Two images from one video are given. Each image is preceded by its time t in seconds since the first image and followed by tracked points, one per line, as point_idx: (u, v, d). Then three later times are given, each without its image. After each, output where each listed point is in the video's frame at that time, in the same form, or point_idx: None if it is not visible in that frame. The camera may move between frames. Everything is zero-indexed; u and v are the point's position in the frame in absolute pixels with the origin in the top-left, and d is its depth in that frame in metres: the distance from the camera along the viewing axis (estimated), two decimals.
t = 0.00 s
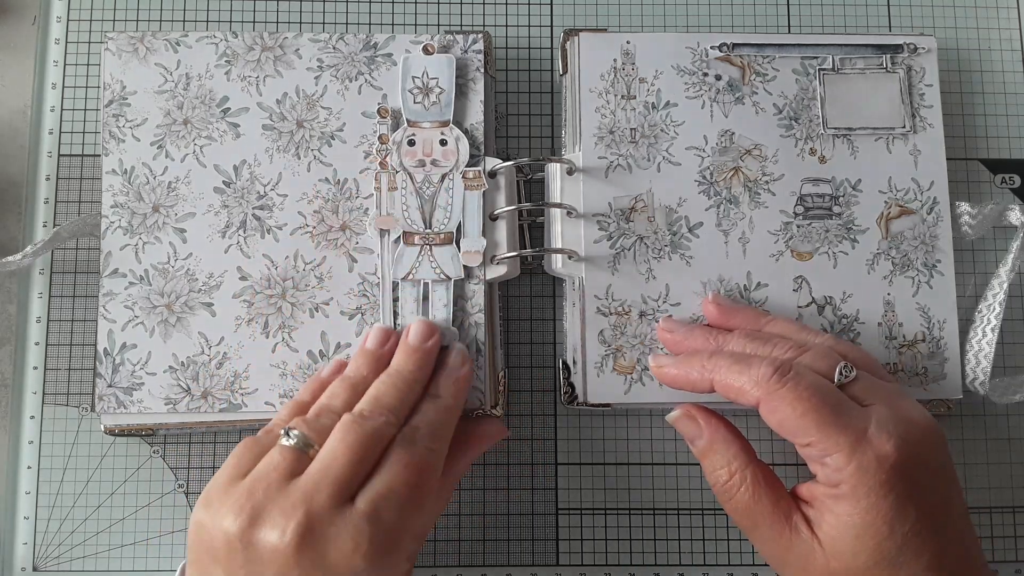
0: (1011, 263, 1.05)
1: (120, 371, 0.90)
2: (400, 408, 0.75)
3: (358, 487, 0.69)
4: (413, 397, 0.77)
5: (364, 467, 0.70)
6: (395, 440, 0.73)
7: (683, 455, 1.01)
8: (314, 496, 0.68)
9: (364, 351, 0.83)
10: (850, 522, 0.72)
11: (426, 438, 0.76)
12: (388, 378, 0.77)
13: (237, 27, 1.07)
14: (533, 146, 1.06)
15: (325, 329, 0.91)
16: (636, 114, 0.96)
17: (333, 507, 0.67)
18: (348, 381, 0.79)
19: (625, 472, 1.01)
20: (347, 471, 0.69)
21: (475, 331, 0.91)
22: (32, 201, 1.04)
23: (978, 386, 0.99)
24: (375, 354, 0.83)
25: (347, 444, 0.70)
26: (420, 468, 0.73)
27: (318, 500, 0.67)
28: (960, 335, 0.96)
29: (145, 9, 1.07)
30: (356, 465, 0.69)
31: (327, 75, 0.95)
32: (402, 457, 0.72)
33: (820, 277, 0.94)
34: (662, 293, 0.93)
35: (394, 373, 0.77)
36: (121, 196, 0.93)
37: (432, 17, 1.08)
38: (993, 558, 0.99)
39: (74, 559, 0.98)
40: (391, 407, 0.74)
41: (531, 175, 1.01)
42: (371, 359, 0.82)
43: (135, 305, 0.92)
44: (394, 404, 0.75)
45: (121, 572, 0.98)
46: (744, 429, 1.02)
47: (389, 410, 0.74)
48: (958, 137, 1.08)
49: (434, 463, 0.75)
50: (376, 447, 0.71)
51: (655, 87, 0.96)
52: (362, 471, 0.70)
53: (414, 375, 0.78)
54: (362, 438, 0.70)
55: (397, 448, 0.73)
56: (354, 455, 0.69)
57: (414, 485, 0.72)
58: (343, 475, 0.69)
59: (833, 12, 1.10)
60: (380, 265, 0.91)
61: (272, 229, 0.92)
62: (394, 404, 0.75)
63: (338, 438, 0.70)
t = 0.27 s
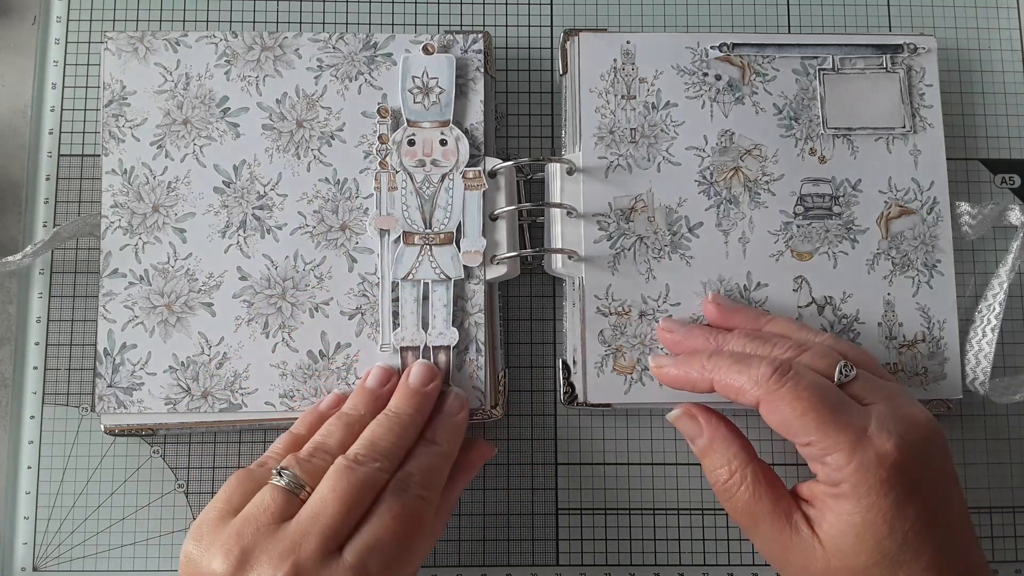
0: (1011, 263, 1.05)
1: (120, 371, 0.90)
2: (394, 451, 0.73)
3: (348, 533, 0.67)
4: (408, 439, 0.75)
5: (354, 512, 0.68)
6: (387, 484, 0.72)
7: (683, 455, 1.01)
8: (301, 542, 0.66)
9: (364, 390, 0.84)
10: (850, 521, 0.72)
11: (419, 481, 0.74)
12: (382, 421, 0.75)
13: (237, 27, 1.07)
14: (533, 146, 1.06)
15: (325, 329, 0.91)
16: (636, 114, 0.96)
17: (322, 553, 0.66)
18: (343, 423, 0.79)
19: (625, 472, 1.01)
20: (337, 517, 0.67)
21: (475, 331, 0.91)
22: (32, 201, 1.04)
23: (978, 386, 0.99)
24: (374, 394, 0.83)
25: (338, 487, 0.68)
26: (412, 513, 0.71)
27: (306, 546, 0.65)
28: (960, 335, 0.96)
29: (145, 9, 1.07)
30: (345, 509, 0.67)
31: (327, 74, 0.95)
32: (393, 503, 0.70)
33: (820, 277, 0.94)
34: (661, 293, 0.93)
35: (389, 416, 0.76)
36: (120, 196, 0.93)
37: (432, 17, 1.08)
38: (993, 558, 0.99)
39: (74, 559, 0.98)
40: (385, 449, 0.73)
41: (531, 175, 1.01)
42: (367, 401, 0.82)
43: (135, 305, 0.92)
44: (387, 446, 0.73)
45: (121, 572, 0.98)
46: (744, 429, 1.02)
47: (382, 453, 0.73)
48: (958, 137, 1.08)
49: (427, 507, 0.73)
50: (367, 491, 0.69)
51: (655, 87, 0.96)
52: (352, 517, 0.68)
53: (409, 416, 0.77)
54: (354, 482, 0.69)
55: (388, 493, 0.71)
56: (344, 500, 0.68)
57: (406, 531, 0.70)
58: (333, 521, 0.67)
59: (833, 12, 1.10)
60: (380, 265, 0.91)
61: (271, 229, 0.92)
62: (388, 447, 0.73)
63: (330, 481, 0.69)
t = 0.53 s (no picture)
0: (1011, 263, 1.05)
1: (120, 371, 0.90)
2: (394, 452, 0.73)
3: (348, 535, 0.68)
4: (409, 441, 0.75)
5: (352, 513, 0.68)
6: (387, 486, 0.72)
7: (683, 455, 1.01)
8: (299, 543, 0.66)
9: (364, 391, 0.84)
10: (850, 521, 0.72)
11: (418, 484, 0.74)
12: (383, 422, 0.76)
13: (236, 27, 1.07)
14: (533, 146, 1.06)
15: (325, 330, 0.91)
16: (636, 114, 0.96)
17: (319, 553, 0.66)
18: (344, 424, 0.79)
19: (625, 473, 1.01)
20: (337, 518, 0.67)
21: (475, 331, 0.91)
22: (32, 201, 1.04)
23: (978, 386, 1.00)
24: (375, 395, 0.83)
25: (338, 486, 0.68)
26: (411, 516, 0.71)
27: (303, 547, 0.65)
28: (960, 335, 0.96)
29: (145, 9, 1.07)
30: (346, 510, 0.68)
31: (327, 74, 0.95)
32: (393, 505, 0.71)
33: (820, 277, 0.94)
34: (662, 293, 0.93)
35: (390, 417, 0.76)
36: (120, 196, 0.93)
37: (432, 17, 1.08)
38: (993, 558, 0.99)
39: (74, 559, 0.98)
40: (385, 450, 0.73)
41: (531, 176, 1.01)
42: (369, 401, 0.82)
43: (135, 305, 0.91)
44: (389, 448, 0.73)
45: (122, 572, 0.98)
46: (744, 429, 1.02)
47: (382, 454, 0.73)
48: (958, 137, 1.08)
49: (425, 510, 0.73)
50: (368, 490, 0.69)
51: (655, 87, 0.96)
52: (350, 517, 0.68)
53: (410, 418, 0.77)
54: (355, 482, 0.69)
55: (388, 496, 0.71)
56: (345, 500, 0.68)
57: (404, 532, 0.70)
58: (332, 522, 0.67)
59: (833, 12, 1.10)
60: (380, 265, 0.91)
61: (271, 229, 0.92)
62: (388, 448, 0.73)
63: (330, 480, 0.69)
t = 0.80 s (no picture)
0: (1011, 264, 1.05)
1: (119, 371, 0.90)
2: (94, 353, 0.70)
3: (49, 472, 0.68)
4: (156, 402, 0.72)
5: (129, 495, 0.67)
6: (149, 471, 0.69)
7: (683, 455, 1.01)
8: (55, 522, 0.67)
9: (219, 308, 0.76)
10: (851, 521, 0.72)
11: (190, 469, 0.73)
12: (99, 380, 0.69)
13: (237, 27, 1.07)
14: (533, 146, 1.06)
15: (325, 330, 0.91)
16: (636, 114, 0.96)
17: (79, 539, 0.66)
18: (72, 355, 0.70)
19: (625, 473, 1.01)
20: (98, 491, 0.67)
21: (475, 331, 0.91)
22: (32, 201, 1.03)
23: (978, 385, 1.01)
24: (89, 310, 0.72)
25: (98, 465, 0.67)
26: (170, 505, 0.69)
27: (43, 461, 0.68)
28: (960, 335, 0.96)
29: (146, 9, 1.07)
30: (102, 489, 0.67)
31: (327, 74, 0.95)
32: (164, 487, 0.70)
33: (820, 277, 0.94)
34: (662, 293, 0.93)
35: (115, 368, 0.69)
36: (120, 196, 0.93)
37: (432, 17, 1.08)
38: (994, 558, 0.99)
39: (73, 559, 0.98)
40: (118, 417, 0.69)
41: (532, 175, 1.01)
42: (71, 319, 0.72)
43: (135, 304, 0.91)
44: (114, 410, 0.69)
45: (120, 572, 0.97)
46: (744, 429, 1.02)
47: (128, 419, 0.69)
48: (958, 137, 1.08)
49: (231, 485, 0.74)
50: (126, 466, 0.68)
51: (655, 87, 0.97)
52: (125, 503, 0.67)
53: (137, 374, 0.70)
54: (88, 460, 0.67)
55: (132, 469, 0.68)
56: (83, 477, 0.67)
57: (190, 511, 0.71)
58: (62, 494, 0.67)
59: (833, 12, 1.10)
60: (381, 265, 0.91)
61: (272, 229, 0.92)
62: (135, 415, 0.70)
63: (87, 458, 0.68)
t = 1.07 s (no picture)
0: (1011, 264, 1.05)
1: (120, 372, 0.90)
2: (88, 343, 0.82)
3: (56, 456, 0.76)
4: (117, 403, 0.81)
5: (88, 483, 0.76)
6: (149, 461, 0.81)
7: (683, 454, 1.01)
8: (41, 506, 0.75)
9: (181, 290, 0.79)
10: (851, 520, 0.72)
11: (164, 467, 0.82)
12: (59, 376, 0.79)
13: (237, 27, 1.08)
14: (533, 146, 1.06)
15: (326, 330, 0.91)
16: (635, 114, 0.96)
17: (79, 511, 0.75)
18: (76, 354, 0.80)
19: (625, 472, 1.01)
20: (60, 477, 0.75)
21: (475, 331, 0.91)
22: (32, 201, 1.03)
23: (978, 386, 1.01)
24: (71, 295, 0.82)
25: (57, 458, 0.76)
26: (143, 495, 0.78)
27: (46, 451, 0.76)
28: (960, 335, 0.96)
29: (145, 9, 1.07)
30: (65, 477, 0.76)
31: (327, 75, 0.95)
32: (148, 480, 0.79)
33: (820, 277, 0.94)
34: (662, 293, 0.93)
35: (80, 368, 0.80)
36: (121, 197, 0.93)
37: (432, 17, 1.08)
38: (993, 558, 0.99)
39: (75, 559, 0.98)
40: (75, 412, 0.78)
41: (531, 175, 1.01)
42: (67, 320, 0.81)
43: (135, 305, 0.91)
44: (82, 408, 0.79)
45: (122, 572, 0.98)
46: (744, 429, 1.02)
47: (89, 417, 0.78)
48: (958, 137, 1.08)
49: (198, 483, 0.83)
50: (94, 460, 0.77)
51: (655, 87, 0.97)
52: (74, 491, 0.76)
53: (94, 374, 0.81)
54: (52, 451, 0.76)
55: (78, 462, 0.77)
56: (47, 465, 0.76)
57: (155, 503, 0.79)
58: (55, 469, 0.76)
59: (833, 11, 1.10)
60: (381, 265, 0.91)
61: (272, 229, 0.93)
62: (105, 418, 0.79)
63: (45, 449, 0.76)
